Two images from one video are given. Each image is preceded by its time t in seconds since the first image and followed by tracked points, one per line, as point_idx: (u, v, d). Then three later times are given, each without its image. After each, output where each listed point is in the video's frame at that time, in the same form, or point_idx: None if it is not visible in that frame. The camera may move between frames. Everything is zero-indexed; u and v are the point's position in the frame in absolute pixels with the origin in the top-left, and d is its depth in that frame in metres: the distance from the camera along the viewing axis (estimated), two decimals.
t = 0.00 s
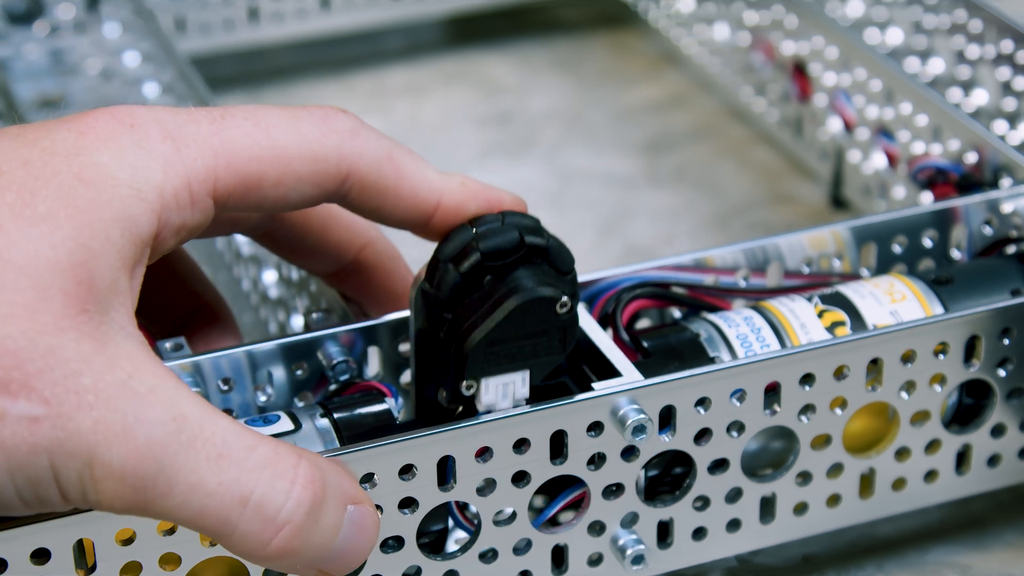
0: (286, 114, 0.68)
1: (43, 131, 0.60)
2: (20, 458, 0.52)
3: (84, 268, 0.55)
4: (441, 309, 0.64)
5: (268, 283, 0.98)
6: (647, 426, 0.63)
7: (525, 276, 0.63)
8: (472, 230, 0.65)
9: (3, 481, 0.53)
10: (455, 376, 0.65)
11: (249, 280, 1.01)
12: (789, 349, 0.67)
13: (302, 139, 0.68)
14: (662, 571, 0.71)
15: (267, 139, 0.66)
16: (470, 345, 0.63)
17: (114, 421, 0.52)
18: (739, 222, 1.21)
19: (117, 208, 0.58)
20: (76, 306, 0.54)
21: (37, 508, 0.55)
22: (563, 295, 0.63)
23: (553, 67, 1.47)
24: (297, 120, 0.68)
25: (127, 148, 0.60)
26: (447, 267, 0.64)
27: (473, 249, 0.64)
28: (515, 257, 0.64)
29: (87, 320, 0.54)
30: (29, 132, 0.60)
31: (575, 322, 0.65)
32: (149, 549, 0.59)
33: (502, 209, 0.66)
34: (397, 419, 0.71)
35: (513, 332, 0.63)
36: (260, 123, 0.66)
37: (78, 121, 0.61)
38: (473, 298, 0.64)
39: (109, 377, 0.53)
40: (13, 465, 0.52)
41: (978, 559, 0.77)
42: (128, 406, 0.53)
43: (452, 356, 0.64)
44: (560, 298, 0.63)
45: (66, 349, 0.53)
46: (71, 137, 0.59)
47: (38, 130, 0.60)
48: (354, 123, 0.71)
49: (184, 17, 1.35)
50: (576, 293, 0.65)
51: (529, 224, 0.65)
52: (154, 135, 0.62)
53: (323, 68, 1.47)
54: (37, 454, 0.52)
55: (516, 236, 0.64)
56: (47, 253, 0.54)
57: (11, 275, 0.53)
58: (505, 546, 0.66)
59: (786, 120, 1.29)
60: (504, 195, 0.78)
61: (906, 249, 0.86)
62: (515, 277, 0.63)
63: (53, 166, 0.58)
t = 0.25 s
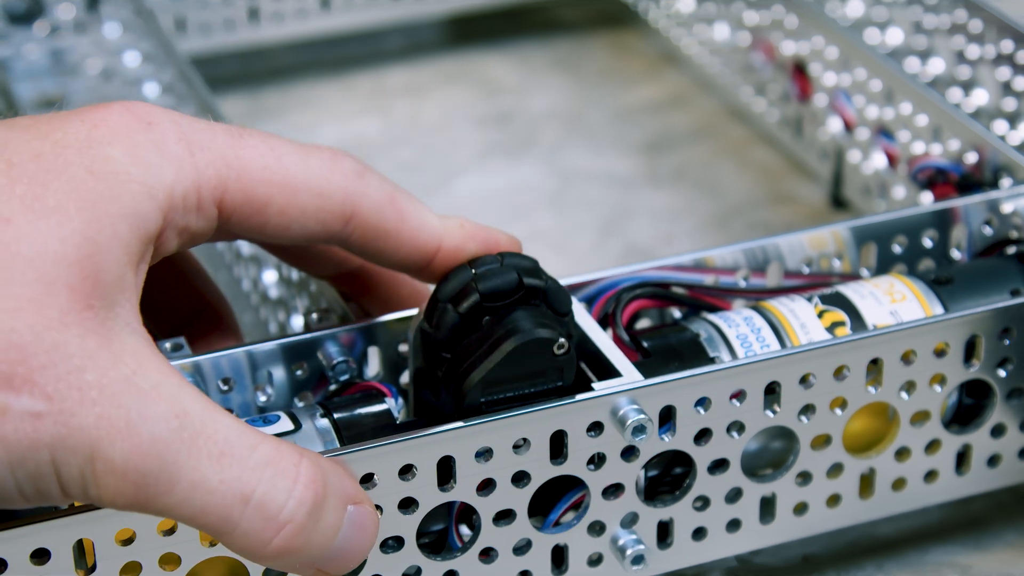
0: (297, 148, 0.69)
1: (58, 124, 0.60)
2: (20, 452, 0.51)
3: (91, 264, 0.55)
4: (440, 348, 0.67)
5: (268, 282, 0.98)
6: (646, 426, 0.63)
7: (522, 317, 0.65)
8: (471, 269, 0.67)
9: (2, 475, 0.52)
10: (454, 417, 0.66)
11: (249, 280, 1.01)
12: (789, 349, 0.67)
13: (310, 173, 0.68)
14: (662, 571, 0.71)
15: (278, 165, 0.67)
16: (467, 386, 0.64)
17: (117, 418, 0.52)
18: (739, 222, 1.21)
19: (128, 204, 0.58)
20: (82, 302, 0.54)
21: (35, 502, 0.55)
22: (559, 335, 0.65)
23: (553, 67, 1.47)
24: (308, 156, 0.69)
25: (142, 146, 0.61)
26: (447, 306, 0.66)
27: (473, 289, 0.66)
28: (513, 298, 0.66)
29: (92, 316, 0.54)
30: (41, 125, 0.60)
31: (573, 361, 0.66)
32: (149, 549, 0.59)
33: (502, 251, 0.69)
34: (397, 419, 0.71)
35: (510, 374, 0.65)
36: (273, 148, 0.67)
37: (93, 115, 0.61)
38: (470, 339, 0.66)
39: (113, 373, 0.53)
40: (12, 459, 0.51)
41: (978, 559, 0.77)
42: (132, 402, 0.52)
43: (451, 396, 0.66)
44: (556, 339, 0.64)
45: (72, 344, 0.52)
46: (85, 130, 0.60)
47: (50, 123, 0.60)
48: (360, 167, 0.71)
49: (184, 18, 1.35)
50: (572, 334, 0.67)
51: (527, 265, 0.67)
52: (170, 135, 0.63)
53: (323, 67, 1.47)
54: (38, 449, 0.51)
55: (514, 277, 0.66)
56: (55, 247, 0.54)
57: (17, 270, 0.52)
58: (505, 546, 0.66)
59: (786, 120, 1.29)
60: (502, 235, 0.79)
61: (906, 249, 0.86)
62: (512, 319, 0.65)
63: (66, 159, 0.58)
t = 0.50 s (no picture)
0: (315, 169, 0.68)
1: (82, 118, 0.60)
2: (33, 442, 0.51)
3: (109, 259, 0.55)
4: (446, 370, 0.68)
5: (267, 283, 0.98)
6: (646, 426, 0.63)
7: (527, 341, 0.66)
8: (477, 293, 0.68)
9: (12, 464, 0.52)
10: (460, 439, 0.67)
11: (249, 281, 1.01)
12: (789, 349, 0.67)
13: (327, 194, 0.68)
14: (662, 571, 0.71)
15: (295, 185, 0.67)
16: (473, 408, 0.65)
17: (130, 411, 0.52)
18: (739, 222, 1.20)
19: (147, 203, 0.58)
20: (98, 296, 0.54)
21: (42, 493, 0.55)
22: (565, 358, 0.65)
23: (553, 67, 1.47)
24: (326, 177, 0.68)
25: (168, 147, 0.61)
26: (453, 328, 0.68)
27: (479, 312, 0.67)
28: (519, 321, 0.68)
29: (108, 310, 0.54)
30: (66, 118, 0.60)
31: (579, 385, 0.67)
32: (149, 549, 0.59)
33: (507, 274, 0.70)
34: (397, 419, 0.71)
35: (515, 397, 0.65)
36: (292, 167, 0.67)
37: (119, 110, 0.61)
38: (475, 362, 0.67)
39: (128, 366, 0.53)
40: (23, 449, 0.51)
41: (977, 559, 0.77)
42: (147, 395, 0.52)
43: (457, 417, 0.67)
44: (562, 361, 0.65)
45: (87, 337, 0.52)
46: (110, 126, 0.60)
47: (76, 116, 0.60)
48: (375, 192, 0.71)
49: (184, 18, 1.35)
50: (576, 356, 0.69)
51: (533, 288, 0.69)
52: (195, 140, 0.63)
53: (323, 67, 1.47)
54: (51, 440, 0.51)
55: (520, 299, 0.68)
56: (74, 241, 0.54)
57: (35, 262, 0.52)
58: (505, 546, 0.66)
59: (786, 120, 1.29)
60: (507, 258, 0.78)
61: (906, 249, 0.86)
62: (517, 342, 0.66)
63: (89, 154, 0.58)
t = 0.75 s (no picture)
0: (336, 175, 0.68)
1: (108, 106, 0.59)
2: (51, 429, 0.51)
3: (132, 249, 0.55)
4: (452, 381, 0.68)
5: (267, 282, 0.99)
6: (647, 426, 0.63)
7: (534, 353, 0.66)
8: (484, 304, 0.69)
9: (29, 450, 0.51)
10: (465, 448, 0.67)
11: (249, 281, 1.01)
12: (789, 349, 0.67)
13: (345, 201, 0.67)
14: (662, 571, 0.71)
15: (315, 189, 0.66)
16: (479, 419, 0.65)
17: (149, 400, 0.51)
18: (739, 222, 1.20)
19: (171, 195, 0.58)
20: (119, 285, 0.54)
21: (54, 481, 0.54)
22: (571, 371, 0.66)
23: (553, 66, 1.47)
24: (345, 184, 0.68)
25: (194, 142, 0.61)
26: (460, 339, 0.68)
27: (486, 323, 0.68)
28: (526, 333, 0.68)
29: (128, 299, 0.54)
30: (93, 106, 0.59)
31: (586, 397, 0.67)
32: (149, 548, 0.59)
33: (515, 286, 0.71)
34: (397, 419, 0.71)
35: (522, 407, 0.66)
36: (314, 172, 0.66)
37: (146, 100, 0.61)
38: (482, 373, 0.67)
39: (148, 356, 0.52)
40: (41, 435, 0.51)
41: (977, 559, 0.77)
42: (166, 385, 0.52)
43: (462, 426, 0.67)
44: (568, 373, 0.65)
45: (109, 326, 0.52)
46: (138, 116, 0.59)
47: (103, 105, 0.59)
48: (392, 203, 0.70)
49: (184, 18, 1.35)
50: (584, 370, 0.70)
51: (540, 300, 0.69)
52: (221, 137, 0.62)
53: (323, 67, 1.47)
54: (69, 426, 0.51)
55: (528, 311, 0.68)
56: (98, 230, 0.54)
57: (60, 250, 0.52)
58: (505, 546, 0.66)
59: (786, 120, 1.29)
60: (514, 270, 0.78)
61: (906, 249, 0.86)
62: (524, 355, 0.66)
63: (116, 144, 0.57)
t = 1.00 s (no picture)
0: (337, 180, 0.68)
1: (109, 109, 0.59)
2: (50, 430, 0.51)
3: (131, 251, 0.55)
4: (453, 381, 0.68)
5: (268, 282, 0.99)
6: (647, 426, 0.63)
7: (533, 353, 0.66)
8: (484, 305, 0.69)
9: (28, 452, 0.51)
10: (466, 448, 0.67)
11: (249, 281, 1.01)
12: (789, 349, 0.67)
13: (345, 206, 0.67)
14: (662, 571, 0.71)
15: (315, 195, 0.66)
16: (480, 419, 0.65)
17: (148, 401, 0.52)
18: (739, 222, 1.20)
19: (171, 199, 0.58)
20: (118, 286, 0.54)
21: (52, 483, 0.54)
22: (571, 371, 0.66)
23: (553, 66, 1.47)
24: (346, 189, 0.68)
25: (196, 148, 0.61)
26: (460, 340, 0.68)
27: (486, 323, 0.68)
28: (526, 333, 0.68)
29: (127, 300, 0.54)
30: (95, 109, 0.59)
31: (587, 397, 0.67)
32: (149, 549, 0.59)
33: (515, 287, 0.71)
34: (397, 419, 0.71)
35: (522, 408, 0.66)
36: (314, 177, 0.66)
37: (148, 104, 0.61)
38: (482, 373, 0.67)
39: (146, 356, 0.52)
40: (40, 436, 0.51)
41: (977, 559, 0.77)
42: (164, 385, 0.52)
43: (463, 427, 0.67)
44: (568, 374, 0.65)
45: (108, 327, 0.52)
46: (139, 120, 0.59)
47: (104, 108, 0.59)
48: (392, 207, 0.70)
49: (184, 18, 1.35)
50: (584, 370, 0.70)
51: (540, 300, 0.69)
52: (222, 142, 0.62)
53: (323, 67, 1.47)
54: (68, 427, 0.51)
55: (528, 312, 0.68)
56: (98, 232, 0.54)
57: (58, 251, 0.52)
58: (505, 546, 0.66)
59: (786, 120, 1.29)
60: (514, 270, 0.78)
61: (906, 249, 0.86)
62: (524, 355, 0.66)
63: (117, 147, 0.57)
